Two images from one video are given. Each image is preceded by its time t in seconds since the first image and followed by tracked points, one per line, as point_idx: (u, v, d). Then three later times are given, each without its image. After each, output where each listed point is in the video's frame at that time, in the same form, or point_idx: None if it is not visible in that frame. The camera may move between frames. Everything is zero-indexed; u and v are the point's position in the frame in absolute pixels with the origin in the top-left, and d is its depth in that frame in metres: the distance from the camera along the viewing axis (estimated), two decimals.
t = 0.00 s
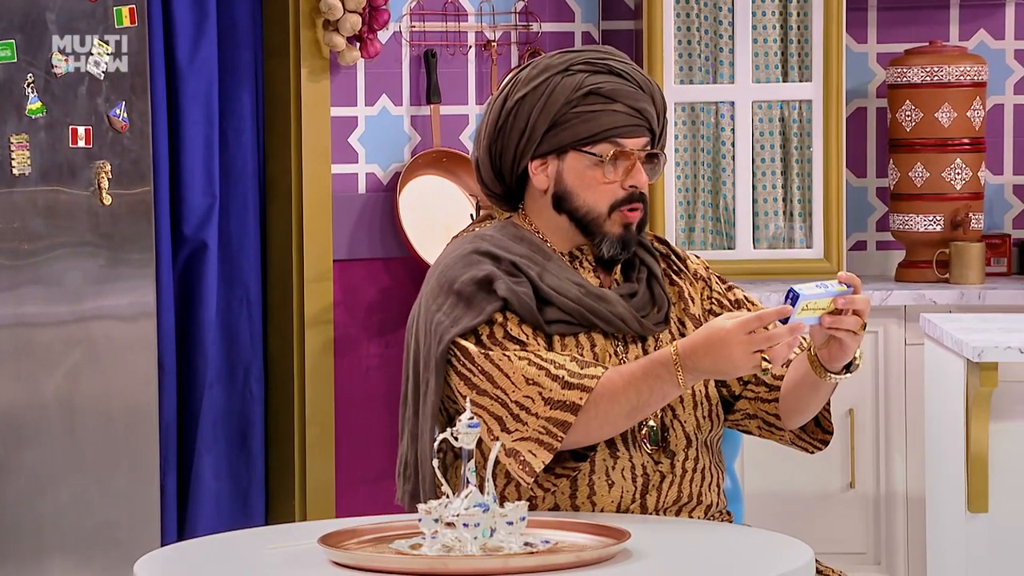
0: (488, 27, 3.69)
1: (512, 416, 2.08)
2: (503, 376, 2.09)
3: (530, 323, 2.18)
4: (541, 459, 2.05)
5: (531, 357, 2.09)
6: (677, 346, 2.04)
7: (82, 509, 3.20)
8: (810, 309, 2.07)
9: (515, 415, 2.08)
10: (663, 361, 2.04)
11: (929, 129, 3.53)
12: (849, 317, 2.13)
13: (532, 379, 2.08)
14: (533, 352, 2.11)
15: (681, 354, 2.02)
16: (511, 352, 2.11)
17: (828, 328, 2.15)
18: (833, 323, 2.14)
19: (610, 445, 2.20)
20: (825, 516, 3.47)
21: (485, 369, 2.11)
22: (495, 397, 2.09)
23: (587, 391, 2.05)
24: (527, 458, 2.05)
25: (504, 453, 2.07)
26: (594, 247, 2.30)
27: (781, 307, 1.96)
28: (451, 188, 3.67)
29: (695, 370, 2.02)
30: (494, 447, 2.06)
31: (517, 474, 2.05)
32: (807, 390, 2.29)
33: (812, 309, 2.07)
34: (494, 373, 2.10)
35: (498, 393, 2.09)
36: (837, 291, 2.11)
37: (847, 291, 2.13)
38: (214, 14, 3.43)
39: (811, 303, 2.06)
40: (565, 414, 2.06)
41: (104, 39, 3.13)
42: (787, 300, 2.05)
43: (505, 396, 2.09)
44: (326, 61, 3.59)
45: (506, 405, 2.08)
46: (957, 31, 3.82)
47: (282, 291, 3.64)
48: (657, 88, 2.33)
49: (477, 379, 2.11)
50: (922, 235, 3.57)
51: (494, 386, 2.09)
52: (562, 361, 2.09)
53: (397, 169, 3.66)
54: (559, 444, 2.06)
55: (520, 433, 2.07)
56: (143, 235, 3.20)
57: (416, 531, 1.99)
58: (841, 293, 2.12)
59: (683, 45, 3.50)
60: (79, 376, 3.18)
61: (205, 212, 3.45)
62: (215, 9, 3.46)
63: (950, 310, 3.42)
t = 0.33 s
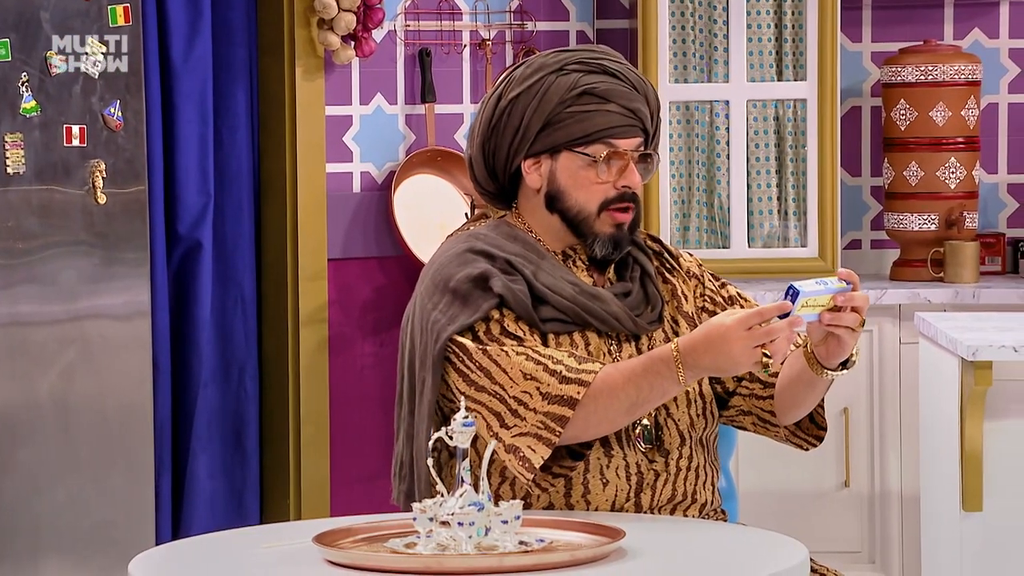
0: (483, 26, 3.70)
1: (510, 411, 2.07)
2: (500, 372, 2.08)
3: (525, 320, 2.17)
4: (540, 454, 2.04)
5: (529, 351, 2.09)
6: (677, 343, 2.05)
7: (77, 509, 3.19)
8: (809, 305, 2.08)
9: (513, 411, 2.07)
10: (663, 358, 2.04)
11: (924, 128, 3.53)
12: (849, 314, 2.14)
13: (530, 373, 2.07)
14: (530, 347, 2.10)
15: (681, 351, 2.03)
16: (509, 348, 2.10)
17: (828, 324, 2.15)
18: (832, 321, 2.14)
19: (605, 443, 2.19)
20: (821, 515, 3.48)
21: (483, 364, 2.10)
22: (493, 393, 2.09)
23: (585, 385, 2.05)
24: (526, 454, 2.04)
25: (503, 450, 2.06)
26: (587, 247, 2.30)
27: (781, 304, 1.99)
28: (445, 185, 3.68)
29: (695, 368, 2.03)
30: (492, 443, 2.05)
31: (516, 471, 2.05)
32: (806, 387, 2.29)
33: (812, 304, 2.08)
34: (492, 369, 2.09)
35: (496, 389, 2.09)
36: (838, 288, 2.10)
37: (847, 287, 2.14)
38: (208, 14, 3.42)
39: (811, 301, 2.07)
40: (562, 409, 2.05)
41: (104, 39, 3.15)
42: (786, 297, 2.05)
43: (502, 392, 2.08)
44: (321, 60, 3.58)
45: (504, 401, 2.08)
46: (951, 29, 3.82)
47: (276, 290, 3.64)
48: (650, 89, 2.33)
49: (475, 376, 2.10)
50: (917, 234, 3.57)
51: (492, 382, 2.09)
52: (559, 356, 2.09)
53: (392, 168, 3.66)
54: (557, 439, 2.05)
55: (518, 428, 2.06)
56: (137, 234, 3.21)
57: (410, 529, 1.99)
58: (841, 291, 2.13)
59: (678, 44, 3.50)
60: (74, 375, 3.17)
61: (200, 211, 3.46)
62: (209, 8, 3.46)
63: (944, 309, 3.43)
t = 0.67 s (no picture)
0: (480, 25, 3.69)
1: (506, 413, 2.07)
2: (498, 373, 2.08)
3: (523, 320, 2.16)
4: (532, 458, 2.05)
5: (527, 353, 2.08)
6: (687, 358, 2.04)
7: (74, 508, 3.20)
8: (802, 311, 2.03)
9: (509, 412, 2.07)
10: (672, 371, 2.04)
11: (921, 127, 3.53)
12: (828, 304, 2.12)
13: (529, 377, 2.06)
14: (529, 348, 2.09)
15: (691, 366, 2.03)
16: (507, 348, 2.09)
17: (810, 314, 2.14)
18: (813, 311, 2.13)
19: (602, 443, 2.19)
20: (818, 515, 3.48)
21: (481, 364, 2.09)
22: (490, 394, 2.08)
23: (582, 390, 2.04)
24: (519, 457, 2.05)
25: (497, 451, 2.06)
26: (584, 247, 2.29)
27: (797, 331, 1.96)
28: (442, 185, 3.68)
29: (706, 383, 2.03)
30: (487, 444, 2.05)
31: (510, 472, 2.05)
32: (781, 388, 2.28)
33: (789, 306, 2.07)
34: (490, 370, 2.08)
35: (494, 390, 2.08)
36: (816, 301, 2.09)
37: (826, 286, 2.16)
38: (205, 13, 3.42)
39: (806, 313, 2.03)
40: (559, 413, 2.05)
41: (104, 39, 3.14)
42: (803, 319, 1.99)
43: (499, 393, 2.07)
44: (318, 59, 3.59)
45: (500, 403, 2.07)
46: (949, 29, 3.82)
47: (274, 289, 3.64)
48: (647, 90, 2.32)
49: (473, 376, 2.09)
50: (914, 233, 3.57)
51: (489, 382, 2.08)
52: (557, 359, 2.08)
53: (389, 168, 3.66)
54: (552, 442, 2.05)
55: (514, 430, 2.06)
56: (135, 233, 3.19)
57: (407, 528, 1.98)
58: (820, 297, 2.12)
59: (675, 43, 3.50)
60: (71, 375, 3.18)
61: (197, 211, 3.45)
62: (207, 7, 3.46)
63: (942, 308, 3.43)
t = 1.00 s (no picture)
0: (478, 25, 3.70)
1: (509, 415, 2.07)
2: (501, 375, 2.08)
3: (524, 323, 2.14)
4: (536, 458, 2.04)
5: (533, 355, 2.08)
6: (689, 356, 2.09)
7: (72, 508, 3.19)
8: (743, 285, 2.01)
9: (512, 414, 2.07)
10: (676, 369, 2.08)
11: (919, 127, 3.54)
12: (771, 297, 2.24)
13: (535, 380, 2.07)
14: (534, 350, 2.10)
15: (696, 363, 2.08)
16: (509, 352, 2.08)
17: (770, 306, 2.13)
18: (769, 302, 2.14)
19: (601, 443, 2.18)
20: (816, 514, 3.48)
21: (484, 366, 2.09)
22: (492, 395, 2.08)
23: (589, 394, 2.05)
24: (522, 457, 2.04)
25: (498, 451, 2.05)
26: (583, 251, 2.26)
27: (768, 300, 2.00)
28: (440, 185, 3.68)
29: (709, 377, 2.09)
30: (488, 444, 2.04)
31: (513, 472, 2.04)
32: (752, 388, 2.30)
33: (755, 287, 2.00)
34: (493, 373, 2.08)
35: (496, 392, 2.08)
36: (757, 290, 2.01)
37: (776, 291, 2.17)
38: (203, 13, 3.42)
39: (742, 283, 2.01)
40: (565, 416, 2.05)
41: (104, 39, 3.15)
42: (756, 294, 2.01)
43: (503, 395, 2.07)
44: (316, 59, 3.59)
45: (504, 404, 2.07)
46: (946, 29, 3.83)
47: (272, 290, 3.64)
48: (650, 92, 2.30)
49: (475, 379, 2.09)
50: (912, 233, 3.58)
51: (492, 385, 2.08)
52: (562, 361, 2.08)
53: (387, 168, 3.66)
54: (555, 445, 2.05)
55: (517, 432, 2.06)
56: (132, 233, 3.19)
57: (406, 529, 1.98)
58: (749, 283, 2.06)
59: (673, 43, 3.50)
60: (69, 375, 3.18)
61: (195, 210, 3.45)
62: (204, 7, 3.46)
63: (940, 308, 3.43)
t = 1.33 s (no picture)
0: (475, 25, 3.70)
1: (505, 418, 2.06)
2: (495, 377, 2.07)
3: (521, 326, 2.15)
4: (536, 460, 2.04)
5: (525, 358, 2.08)
6: (670, 344, 2.09)
7: (69, 508, 3.20)
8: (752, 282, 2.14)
9: (507, 417, 2.06)
10: (658, 358, 2.08)
11: (916, 127, 3.54)
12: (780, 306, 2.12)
13: (528, 382, 2.06)
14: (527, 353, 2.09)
15: (675, 350, 2.08)
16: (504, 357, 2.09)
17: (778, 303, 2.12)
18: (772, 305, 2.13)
19: (597, 444, 2.18)
20: (813, 515, 3.48)
21: (476, 370, 2.08)
22: (486, 399, 2.07)
23: (585, 393, 2.05)
24: (521, 460, 2.04)
25: (496, 454, 2.06)
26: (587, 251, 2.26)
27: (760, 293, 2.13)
28: (437, 185, 3.69)
29: (693, 368, 2.09)
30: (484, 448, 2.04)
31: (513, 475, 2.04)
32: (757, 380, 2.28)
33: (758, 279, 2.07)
34: (487, 377, 2.07)
35: (491, 395, 2.07)
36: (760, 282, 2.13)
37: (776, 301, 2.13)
38: (200, 13, 3.42)
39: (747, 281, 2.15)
40: (563, 417, 2.05)
41: (104, 39, 3.15)
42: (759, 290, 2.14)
43: (498, 399, 2.06)
44: (314, 59, 3.59)
45: (499, 408, 2.06)
46: (944, 29, 3.83)
47: (269, 290, 3.64)
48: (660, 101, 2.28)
49: (468, 383, 2.08)
50: (909, 233, 3.58)
51: (486, 389, 2.07)
52: (554, 363, 2.08)
53: (384, 168, 3.67)
54: (555, 446, 2.05)
55: (514, 435, 2.05)
56: (130, 232, 3.18)
57: (403, 529, 1.98)
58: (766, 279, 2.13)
59: (670, 43, 3.50)
60: (66, 375, 3.18)
61: (193, 210, 3.45)
62: (202, 7, 3.45)
63: (936, 307, 3.43)
